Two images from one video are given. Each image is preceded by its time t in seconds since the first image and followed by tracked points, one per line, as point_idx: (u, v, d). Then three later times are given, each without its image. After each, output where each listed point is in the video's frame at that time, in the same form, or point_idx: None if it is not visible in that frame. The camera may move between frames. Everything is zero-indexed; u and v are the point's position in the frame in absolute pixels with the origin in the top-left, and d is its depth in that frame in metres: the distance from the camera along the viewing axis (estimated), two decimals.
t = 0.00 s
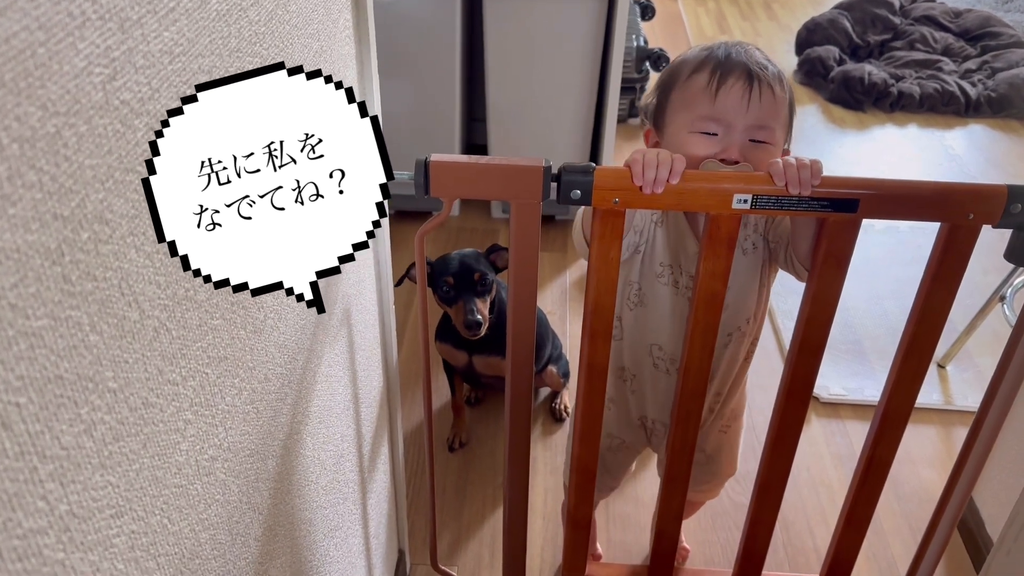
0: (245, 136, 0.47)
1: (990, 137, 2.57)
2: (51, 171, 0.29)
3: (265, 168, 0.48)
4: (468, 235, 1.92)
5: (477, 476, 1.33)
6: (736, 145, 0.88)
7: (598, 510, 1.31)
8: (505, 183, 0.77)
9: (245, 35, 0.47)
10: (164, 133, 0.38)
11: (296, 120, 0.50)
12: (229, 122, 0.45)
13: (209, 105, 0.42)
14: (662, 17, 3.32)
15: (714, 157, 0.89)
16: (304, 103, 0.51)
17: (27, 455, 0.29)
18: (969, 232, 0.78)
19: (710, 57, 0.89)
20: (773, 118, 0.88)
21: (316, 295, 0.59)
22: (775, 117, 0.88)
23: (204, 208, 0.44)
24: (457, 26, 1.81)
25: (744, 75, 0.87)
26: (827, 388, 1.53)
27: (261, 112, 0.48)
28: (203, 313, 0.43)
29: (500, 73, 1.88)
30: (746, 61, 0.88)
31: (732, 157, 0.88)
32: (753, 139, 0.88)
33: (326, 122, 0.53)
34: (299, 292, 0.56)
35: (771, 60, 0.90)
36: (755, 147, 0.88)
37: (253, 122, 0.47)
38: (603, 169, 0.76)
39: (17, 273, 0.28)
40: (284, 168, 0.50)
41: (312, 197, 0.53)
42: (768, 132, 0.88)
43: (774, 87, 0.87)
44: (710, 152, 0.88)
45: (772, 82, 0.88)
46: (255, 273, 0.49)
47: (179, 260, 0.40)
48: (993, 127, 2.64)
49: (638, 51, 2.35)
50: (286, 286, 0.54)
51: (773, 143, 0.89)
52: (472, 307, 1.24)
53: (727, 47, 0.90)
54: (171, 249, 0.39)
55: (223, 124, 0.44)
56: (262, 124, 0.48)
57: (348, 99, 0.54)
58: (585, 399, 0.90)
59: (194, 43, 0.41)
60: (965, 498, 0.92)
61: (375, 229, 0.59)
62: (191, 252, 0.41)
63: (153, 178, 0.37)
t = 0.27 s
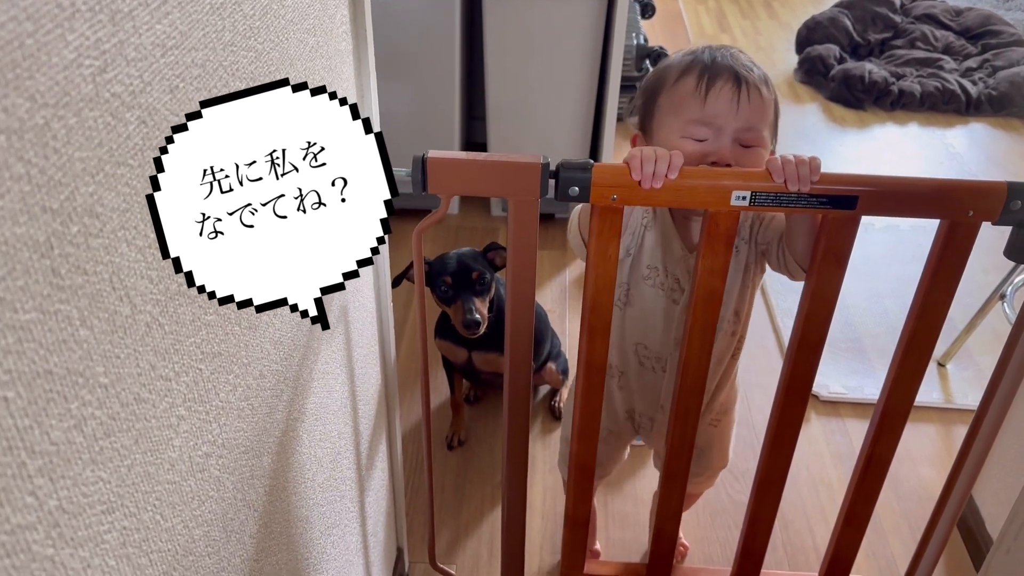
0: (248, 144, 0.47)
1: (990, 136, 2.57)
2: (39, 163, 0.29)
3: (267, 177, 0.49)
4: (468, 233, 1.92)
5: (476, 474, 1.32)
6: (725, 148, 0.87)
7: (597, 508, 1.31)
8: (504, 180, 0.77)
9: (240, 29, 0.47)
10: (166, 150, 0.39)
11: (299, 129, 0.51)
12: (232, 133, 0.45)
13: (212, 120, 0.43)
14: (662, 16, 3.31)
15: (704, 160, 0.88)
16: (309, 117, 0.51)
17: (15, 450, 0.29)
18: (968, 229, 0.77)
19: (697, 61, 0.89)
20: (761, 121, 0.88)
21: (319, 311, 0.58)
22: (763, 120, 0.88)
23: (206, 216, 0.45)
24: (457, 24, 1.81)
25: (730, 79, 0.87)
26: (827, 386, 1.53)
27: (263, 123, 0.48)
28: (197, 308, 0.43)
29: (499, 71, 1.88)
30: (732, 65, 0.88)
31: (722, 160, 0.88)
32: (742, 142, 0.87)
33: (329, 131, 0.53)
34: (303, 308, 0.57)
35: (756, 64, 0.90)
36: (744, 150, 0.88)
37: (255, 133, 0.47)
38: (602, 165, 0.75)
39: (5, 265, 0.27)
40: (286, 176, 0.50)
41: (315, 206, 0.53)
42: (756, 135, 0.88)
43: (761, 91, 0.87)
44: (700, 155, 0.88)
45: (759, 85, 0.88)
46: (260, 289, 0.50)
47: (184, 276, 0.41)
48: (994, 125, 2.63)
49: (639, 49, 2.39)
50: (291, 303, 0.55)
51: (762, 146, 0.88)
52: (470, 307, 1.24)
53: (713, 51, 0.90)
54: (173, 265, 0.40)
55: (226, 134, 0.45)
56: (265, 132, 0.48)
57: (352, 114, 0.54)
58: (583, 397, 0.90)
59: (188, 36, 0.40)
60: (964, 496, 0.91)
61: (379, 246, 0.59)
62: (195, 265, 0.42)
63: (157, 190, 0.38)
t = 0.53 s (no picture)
0: (245, 136, 0.47)
1: (992, 135, 2.56)
2: (35, 162, 0.29)
3: (265, 168, 0.49)
4: (468, 232, 1.92)
5: (476, 474, 1.32)
6: (701, 141, 0.87)
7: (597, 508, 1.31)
8: (504, 179, 0.77)
9: (237, 27, 0.47)
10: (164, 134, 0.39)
11: (297, 120, 0.50)
12: (229, 122, 0.45)
13: (209, 104, 0.43)
14: (663, 15, 3.31)
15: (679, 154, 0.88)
16: (304, 103, 0.51)
17: (9, 450, 0.28)
18: (969, 228, 0.77)
19: (675, 57, 0.89)
20: (737, 116, 0.87)
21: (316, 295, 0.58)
22: (739, 115, 0.87)
23: (204, 207, 0.45)
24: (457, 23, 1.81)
25: (706, 73, 0.87)
26: (828, 386, 1.52)
27: (258, 111, 0.48)
28: (194, 307, 0.43)
29: (500, 70, 1.88)
30: (709, 61, 0.88)
31: (697, 153, 0.87)
32: (718, 137, 0.87)
33: (326, 123, 0.53)
34: (298, 292, 0.56)
35: (736, 62, 0.90)
36: (720, 144, 0.87)
37: (252, 122, 0.47)
38: (601, 165, 0.75)
39: None
40: (284, 168, 0.50)
41: (312, 197, 0.53)
42: (733, 130, 0.87)
43: (738, 85, 0.87)
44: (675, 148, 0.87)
45: (736, 81, 0.88)
46: (256, 273, 0.49)
47: (179, 259, 0.41)
48: (995, 124, 2.63)
49: (640, 49, 2.39)
50: (286, 286, 0.54)
51: (739, 140, 0.88)
52: (470, 306, 1.23)
53: (692, 48, 0.90)
54: (171, 249, 0.40)
55: (223, 124, 0.44)
56: (262, 124, 0.48)
57: (348, 98, 0.54)
58: (583, 397, 0.90)
59: (184, 34, 0.40)
60: (965, 496, 0.91)
61: (375, 229, 0.58)
62: (191, 251, 0.42)
63: (153, 177, 0.38)
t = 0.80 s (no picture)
0: (247, 144, 0.47)
1: (994, 134, 2.56)
2: (32, 159, 0.29)
3: (267, 176, 0.49)
4: (469, 232, 1.92)
5: (476, 474, 1.32)
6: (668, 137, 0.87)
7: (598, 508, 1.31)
8: (505, 179, 0.77)
9: (236, 25, 0.47)
10: (165, 142, 0.39)
11: (298, 129, 0.50)
12: (230, 130, 0.45)
13: (212, 112, 0.43)
14: (664, 14, 3.31)
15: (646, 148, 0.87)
16: (307, 111, 0.51)
17: (7, 449, 0.28)
18: (971, 227, 0.77)
19: (648, 54, 0.89)
20: (706, 113, 0.87)
21: (317, 302, 0.58)
22: (709, 113, 0.87)
23: (207, 216, 0.45)
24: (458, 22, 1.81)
25: (676, 70, 0.86)
26: (829, 386, 1.52)
27: (260, 115, 0.48)
28: (193, 306, 0.43)
29: (501, 70, 1.88)
30: (680, 59, 0.88)
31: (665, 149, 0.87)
32: (685, 133, 0.87)
33: (329, 131, 0.52)
34: (302, 301, 0.56)
35: (708, 60, 0.90)
36: (687, 139, 0.87)
37: (254, 129, 0.47)
38: (602, 164, 0.75)
39: None
40: (286, 176, 0.50)
41: (315, 206, 0.53)
42: (701, 126, 0.87)
43: (709, 84, 0.87)
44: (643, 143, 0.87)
45: (708, 80, 0.88)
46: (257, 281, 0.49)
47: (180, 267, 0.41)
48: (997, 124, 2.62)
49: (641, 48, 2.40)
50: (288, 294, 0.54)
51: (706, 138, 0.88)
52: (470, 308, 1.23)
53: (665, 46, 0.90)
54: (172, 257, 0.40)
55: (225, 132, 0.45)
56: (264, 133, 0.48)
57: (350, 107, 0.53)
58: (584, 396, 0.90)
59: (183, 32, 0.40)
60: (966, 496, 0.91)
61: (377, 238, 0.58)
62: (193, 260, 0.42)
63: (153, 178, 0.38)
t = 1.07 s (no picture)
0: (245, 135, 0.47)
1: (995, 135, 2.56)
2: (29, 162, 0.29)
3: (265, 168, 0.48)
4: (470, 233, 1.92)
5: (477, 475, 1.32)
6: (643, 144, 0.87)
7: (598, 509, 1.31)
8: (505, 180, 0.77)
9: (235, 27, 0.47)
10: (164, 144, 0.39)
11: (296, 120, 0.50)
12: (229, 122, 0.45)
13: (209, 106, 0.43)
14: (666, 15, 3.31)
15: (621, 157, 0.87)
16: (305, 103, 0.51)
17: (4, 452, 0.28)
18: (971, 228, 0.77)
19: (619, 64, 0.89)
20: (679, 120, 0.87)
21: (315, 294, 0.58)
22: (681, 120, 0.88)
23: (204, 208, 0.44)
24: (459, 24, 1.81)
25: (648, 79, 0.87)
26: (830, 387, 1.52)
27: (258, 113, 0.48)
28: (192, 309, 0.43)
29: (501, 71, 1.88)
30: (651, 67, 0.88)
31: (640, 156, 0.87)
32: (660, 140, 0.87)
33: (326, 122, 0.53)
34: (299, 292, 0.56)
35: (678, 69, 0.90)
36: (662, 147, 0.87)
37: (253, 122, 0.47)
38: (602, 165, 0.75)
39: None
40: (284, 168, 0.50)
41: (312, 197, 0.52)
42: (676, 133, 0.87)
43: (681, 92, 0.88)
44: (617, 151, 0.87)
45: (679, 88, 0.88)
46: (255, 273, 0.49)
47: (179, 260, 0.41)
48: (998, 125, 2.62)
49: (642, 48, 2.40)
50: (286, 286, 0.54)
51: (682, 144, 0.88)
52: (467, 312, 1.23)
53: (635, 55, 0.90)
54: (171, 251, 0.40)
55: (223, 124, 0.44)
56: (262, 125, 0.48)
57: (348, 98, 0.54)
58: (584, 397, 0.90)
59: (182, 34, 0.40)
60: (967, 498, 0.91)
61: (375, 229, 0.58)
62: (191, 252, 0.42)
63: (152, 177, 0.38)
